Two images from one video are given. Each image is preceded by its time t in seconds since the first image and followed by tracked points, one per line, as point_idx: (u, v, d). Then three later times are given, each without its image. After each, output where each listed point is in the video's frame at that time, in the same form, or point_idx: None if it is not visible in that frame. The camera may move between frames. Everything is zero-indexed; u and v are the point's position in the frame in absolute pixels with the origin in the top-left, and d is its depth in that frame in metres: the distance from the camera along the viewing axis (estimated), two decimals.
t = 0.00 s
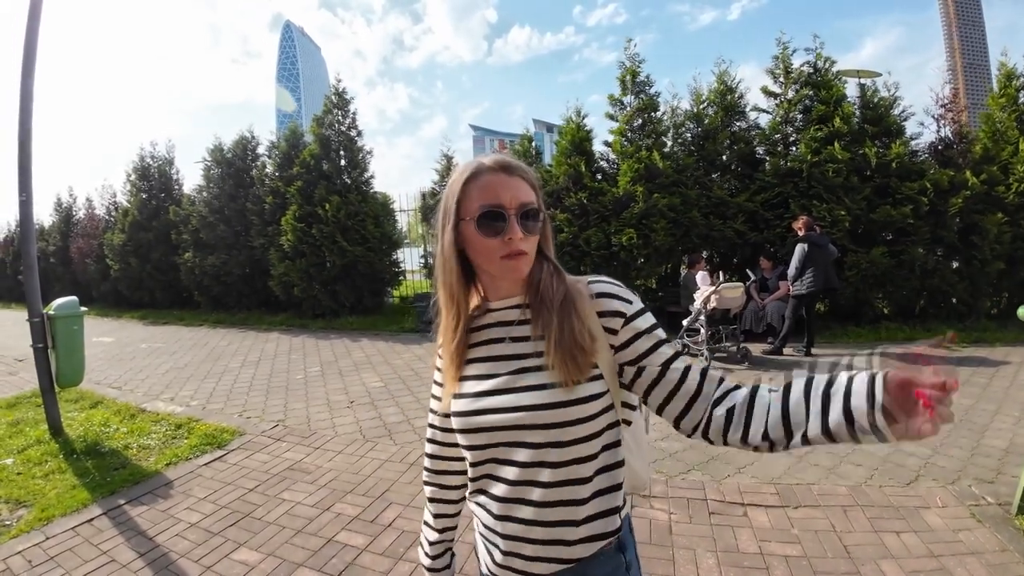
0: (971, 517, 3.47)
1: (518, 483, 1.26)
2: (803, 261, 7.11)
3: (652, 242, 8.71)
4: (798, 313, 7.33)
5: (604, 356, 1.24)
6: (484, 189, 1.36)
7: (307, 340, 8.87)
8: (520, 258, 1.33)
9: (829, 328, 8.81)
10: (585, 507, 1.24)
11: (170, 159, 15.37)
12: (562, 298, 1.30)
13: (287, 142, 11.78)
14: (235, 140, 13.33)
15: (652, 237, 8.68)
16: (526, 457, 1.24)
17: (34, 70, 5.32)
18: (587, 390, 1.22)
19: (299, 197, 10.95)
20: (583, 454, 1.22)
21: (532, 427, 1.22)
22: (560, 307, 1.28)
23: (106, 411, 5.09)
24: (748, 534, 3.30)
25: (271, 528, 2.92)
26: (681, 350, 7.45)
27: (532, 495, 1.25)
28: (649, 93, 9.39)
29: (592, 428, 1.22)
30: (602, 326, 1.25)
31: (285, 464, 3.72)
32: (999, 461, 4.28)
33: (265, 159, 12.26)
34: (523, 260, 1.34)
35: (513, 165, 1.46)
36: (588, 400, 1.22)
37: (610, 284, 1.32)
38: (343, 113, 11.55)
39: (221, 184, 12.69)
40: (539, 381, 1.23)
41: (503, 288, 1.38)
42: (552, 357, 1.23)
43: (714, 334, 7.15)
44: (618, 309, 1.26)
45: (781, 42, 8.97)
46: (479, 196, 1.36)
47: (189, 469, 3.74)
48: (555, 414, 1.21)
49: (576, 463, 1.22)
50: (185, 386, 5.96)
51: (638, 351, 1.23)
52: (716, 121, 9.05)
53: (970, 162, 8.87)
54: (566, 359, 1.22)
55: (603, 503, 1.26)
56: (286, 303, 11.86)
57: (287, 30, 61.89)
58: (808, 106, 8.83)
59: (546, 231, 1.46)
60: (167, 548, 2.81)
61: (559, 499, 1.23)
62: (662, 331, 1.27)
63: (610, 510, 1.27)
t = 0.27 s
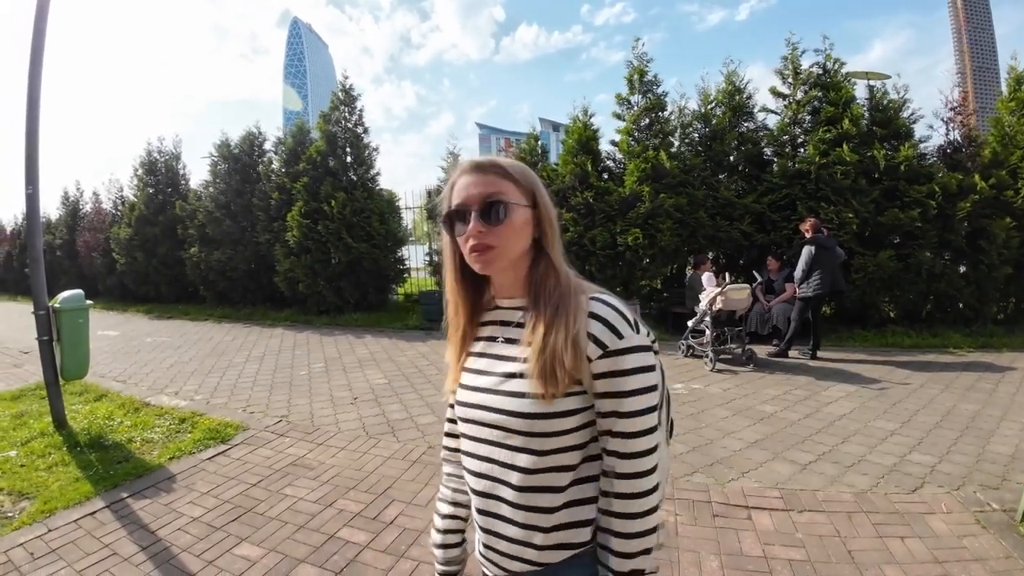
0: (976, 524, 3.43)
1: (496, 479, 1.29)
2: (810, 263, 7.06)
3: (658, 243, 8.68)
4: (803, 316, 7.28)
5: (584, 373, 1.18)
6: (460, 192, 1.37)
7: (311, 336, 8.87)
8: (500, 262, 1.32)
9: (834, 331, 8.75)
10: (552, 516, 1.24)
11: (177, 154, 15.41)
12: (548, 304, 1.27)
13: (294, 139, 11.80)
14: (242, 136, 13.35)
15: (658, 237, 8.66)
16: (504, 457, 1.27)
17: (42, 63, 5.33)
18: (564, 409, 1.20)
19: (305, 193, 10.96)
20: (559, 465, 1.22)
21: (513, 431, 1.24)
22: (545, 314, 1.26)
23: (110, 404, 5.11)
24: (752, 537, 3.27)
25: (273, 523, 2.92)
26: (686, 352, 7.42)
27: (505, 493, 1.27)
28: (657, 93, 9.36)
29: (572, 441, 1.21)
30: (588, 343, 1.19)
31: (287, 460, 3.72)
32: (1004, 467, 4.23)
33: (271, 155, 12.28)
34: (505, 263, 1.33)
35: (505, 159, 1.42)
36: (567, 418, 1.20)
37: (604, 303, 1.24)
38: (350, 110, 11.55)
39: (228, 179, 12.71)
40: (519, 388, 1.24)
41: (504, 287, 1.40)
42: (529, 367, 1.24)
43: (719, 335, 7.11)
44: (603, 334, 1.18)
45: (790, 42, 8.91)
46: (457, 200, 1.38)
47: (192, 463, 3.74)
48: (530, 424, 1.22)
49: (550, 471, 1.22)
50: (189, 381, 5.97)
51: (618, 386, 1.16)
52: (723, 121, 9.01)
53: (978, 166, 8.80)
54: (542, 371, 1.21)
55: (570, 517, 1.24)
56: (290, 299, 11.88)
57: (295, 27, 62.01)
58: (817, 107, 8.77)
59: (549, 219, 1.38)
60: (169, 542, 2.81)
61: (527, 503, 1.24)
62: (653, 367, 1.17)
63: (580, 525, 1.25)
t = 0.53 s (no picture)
0: (987, 534, 3.37)
1: (491, 457, 1.35)
2: (824, 266, 6.98)
3: (670, 243, 8.64)
4: (816, 320, 7.20)
5: (549, 398, 1.18)
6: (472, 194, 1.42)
7: (321, 331, 8.90)
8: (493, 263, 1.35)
9: (847, 336, 8.65)
10: (532, 500, 1.27)
11: (191, 150, 15.53)
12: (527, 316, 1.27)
13: (307, 136, 11.85)
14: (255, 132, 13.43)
15: (669, 238, 8.62)
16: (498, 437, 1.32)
17: (57, 58, 5.37)
18: (540, 418, 1.21)
19: (317, 190, 11.01)
20: (537, 471, 1.25)
21: (505, 415, 1.29)
22: (526, 327, 1.26)
23: (122, 397, 5.15)
24: (761, 543, 3.23)
25: (281, 518, 2.92)
26: (696, 354, 7.37)
27: (495, 471, 1.33)
28: (670, 92, 9.30)
29: (553, 453, 1.23)
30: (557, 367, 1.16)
31: (296, 455, 3.73)
32: (1018, 477, 4.15)
33: (284, 151, 12.35)
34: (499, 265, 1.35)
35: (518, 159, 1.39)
36: (543, 427, 1.22)
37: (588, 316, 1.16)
38: (362, 107, 11.58)
39: (241, 175, 12.79)
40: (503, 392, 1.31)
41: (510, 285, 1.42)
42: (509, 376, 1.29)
43: (730, 338, 7.04)
44: (573, 348, 1.13)
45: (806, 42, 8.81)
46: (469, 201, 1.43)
47: (201, 457, 3.76)
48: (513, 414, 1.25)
49: (526, 474, 1.26)
50: (200, 374, 6.01)
51: (583, 400, 1.11)
52: (737, 122, 8.93)
53: (996, 171, 8.66)
54: (520, 378, 1.23)
55: (540, 521, 1.28)
56: (301, 294, 11.94)
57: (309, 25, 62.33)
58: (832, 109, 8.66)
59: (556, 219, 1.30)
60: (178, 535, 2.82)
61: (511, 482, 1.29)
62: (616, 390, 1.08)
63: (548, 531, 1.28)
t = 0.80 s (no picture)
0: (1001, 546, 3.30)
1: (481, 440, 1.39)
2: (843, 271, 6.89)
3: (686, 244, 8.59)
4: (834, 325, 7.11)
5: (517, 395, 1.21)
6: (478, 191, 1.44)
7: (335, 326, 8.98)
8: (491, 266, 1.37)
9: (864, 342, 8.51)
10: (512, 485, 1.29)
11: (211, 145, 15.74)
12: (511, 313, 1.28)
13: (325, 132, 11.96)
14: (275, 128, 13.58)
15: (686, 239, 8.57)
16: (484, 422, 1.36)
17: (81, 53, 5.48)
18: (508, 413, 1.24)
19: (335, 186, 11.12)
20: (512, 461, 1.28)
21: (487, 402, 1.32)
22: (507, 324, 1.28)
23: (139, 386, 5.24)
24: (772, 550, 3.19)
25: (294, 510, 2.96)
26: (711, 357, 7.32)
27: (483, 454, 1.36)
28: (689, 92, 9.24)
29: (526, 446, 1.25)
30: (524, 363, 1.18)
31: (309, 447, 3.76)
32: None
33: (302, 148, 12.47)
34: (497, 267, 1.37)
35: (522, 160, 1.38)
36: (515, 419, 1.25)
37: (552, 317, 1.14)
38: (380, 105, 11.65)
39: (260, 170, 12.94)
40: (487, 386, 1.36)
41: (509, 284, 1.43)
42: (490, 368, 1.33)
43: (745, 342, 6.98)
44: (533, 348, 1.14)
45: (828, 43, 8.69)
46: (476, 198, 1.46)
47: (216, 447, 3.81)
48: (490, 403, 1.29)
49: (503, 464, 1.29)
50: (217, 366, 6.10)
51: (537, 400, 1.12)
52: (757, 122, 8.83)
53: (1021, 176, 8.46)
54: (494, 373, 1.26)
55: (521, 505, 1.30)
56: (317, 289, 12.05)
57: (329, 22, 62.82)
58: (854, 111, 8.52)
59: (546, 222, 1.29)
60: (191, 524, 2.86)
61: (495, 467, 1.32)
62: (569, 393, 1.07)
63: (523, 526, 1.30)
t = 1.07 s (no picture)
0: (1019, 555, 3.26)
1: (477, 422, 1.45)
2: (867, 274, 6.81)
3: (708, 244, 8.56)
4: (856, 328, 7.04)
5: (508, 384, 1.26)
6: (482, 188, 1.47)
7: (356, 319, 9.10)
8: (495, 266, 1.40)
9: (886, 346, 8.40)
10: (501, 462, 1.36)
11: (236, 140, 15.99)
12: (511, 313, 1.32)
13: (348, 129, 12.10)
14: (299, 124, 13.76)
15: (707, 239, 8.55)
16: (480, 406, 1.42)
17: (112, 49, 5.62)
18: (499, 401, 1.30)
19: (357, 182, 11.26)
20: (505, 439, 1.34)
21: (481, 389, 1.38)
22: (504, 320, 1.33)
23: (166, 374, 5.38)
24: (787, 551, 3.19)
25: (316, 497, 3.03)
26: (731, 358, 7.30)
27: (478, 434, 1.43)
28: (713, 90, 9.20)
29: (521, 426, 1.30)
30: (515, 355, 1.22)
31: (331, 437, 3.84)
32: None
33: (326, 144, 12.63)
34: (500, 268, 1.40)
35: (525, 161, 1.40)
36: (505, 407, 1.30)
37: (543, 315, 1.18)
38: (403, 101, 11.74)
39: (284, 166, 13.13)
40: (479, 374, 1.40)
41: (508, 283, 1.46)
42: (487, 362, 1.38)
43: (766, 343, 6.94)
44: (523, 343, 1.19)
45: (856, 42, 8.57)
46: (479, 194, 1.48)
47: (241, 435, 3.91)
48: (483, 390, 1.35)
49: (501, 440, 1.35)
50: (241, 356, 6.24)
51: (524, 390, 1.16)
52: (782, 121, 8.74)
53: None
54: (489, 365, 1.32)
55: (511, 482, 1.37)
56: (339, 283, 12.22)
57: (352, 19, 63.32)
58: (881, 111, 8.39)
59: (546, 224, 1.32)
60: (216, 509, 2.95)
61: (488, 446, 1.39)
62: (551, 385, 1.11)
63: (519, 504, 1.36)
